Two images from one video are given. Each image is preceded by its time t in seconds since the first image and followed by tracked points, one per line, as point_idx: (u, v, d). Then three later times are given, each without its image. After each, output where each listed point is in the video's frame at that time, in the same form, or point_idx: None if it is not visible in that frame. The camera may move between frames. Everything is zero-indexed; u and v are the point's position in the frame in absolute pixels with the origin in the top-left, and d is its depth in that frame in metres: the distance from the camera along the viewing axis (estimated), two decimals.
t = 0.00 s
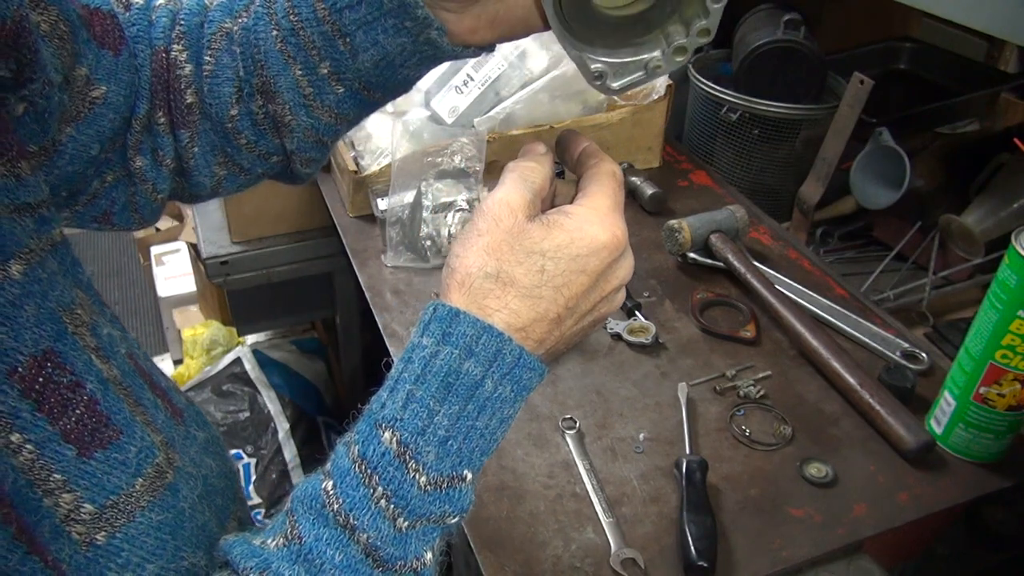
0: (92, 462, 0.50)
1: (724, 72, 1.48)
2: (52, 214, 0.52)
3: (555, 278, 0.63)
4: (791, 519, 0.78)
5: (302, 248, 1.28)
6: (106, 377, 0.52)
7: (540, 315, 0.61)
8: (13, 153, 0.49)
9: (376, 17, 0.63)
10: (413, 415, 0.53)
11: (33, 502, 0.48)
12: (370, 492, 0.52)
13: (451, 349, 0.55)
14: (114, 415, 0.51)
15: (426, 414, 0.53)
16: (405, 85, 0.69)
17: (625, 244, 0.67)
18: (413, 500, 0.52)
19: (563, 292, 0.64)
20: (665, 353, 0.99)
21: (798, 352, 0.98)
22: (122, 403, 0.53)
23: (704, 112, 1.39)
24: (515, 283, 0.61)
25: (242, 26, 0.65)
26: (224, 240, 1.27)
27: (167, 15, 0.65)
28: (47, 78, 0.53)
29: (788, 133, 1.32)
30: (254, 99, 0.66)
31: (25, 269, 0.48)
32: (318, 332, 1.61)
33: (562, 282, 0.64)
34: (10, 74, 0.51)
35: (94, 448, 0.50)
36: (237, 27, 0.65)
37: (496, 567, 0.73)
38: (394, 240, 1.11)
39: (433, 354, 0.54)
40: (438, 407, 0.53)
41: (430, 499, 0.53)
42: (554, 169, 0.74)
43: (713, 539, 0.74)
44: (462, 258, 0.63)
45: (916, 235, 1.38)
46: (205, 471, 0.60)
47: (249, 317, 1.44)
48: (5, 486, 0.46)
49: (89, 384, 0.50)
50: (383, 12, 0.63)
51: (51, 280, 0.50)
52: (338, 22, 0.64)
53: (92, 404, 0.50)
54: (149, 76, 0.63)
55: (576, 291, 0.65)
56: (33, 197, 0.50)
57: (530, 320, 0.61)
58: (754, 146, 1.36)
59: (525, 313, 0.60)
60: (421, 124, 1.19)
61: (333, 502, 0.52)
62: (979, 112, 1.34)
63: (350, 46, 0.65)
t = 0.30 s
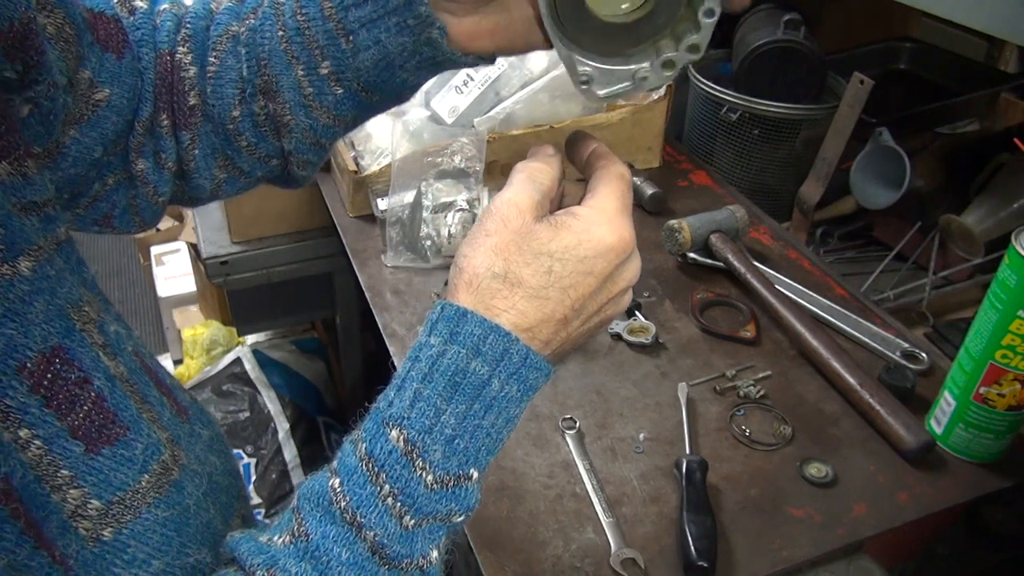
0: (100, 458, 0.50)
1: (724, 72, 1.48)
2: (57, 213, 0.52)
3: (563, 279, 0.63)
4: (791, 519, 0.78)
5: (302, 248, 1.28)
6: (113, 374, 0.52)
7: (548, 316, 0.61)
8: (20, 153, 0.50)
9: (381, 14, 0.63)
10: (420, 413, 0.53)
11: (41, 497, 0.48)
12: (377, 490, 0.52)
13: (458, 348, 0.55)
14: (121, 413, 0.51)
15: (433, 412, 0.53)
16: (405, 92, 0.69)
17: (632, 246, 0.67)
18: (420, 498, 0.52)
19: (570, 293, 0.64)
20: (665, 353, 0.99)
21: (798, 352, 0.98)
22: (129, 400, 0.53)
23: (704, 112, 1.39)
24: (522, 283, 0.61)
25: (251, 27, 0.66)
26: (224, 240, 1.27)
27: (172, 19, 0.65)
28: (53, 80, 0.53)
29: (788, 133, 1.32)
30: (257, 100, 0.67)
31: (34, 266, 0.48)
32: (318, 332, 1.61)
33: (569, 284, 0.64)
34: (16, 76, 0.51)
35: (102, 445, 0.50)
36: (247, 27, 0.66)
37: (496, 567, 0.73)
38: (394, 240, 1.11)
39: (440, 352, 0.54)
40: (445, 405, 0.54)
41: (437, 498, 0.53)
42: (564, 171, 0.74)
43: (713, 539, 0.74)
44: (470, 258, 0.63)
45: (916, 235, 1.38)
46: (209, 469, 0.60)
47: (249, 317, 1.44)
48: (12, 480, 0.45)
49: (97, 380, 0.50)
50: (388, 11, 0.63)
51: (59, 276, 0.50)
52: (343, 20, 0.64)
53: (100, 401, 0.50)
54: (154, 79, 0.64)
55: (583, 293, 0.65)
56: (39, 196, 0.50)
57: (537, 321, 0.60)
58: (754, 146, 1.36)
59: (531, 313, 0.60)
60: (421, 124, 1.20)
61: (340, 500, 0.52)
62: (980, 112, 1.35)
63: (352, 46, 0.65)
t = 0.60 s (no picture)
0: (104, 454, 0.50)
1: (724, 72, 1.48)
2: (62, 213, 0.52)
3: (573, 287, 0.63)
4: (791, 519, 0.78)
5: (302, 248, 1.28)
6: (117, 370, 0.52)
7: (558, 323, 0.61)
8: (26, 153, 0.50)
9: (397, 15, 0.67)
10: (426, 414, 0.53)
11: (45, 492, 0.48)
12: (382, 490, 0.52)
13: (465, 350, 0.55)
14: (125, 409, 0.51)
15: (439, 413, 0.53)
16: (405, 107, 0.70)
17: (646, 259, 0.67)
18: (425, 499, 0.52)
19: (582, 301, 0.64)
20: (665, 353, 0.99)
21: (798, 352, 0.98)
22: (133, 397, 0.52)
23: (704, 112, 1.39)
24: (532, 288, 0.61)
25: (269, 32, 0.68)
26: (224, 240, 1.27)
27: (180, 29, 0.67)
28: (60, 83, 0.54)
29: (788, 133, 1.32)
30: (258, 100, 0.66)
31: (40, 263, 0.48)
32: (318, 332, 1.60)
33: (580, 292, 0.63)
34: (25, 77, 0.52)
35: (106, 441, 0.50)
36: (264, 32, 0.68)
37: (496, 567, 0.73)
38: (394, 240, 1.11)
39: (447, 354, 0.54)
40: (451, 407, 0.53)
41: (441, 499, 0.53)
42: (584, 174, 0.74)
43: (713, 539, 0.74)
44: (481, 260, 0.63)
45: (916, 235, 1.38)
46: (212, 467, 0.60)
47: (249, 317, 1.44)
48: (16, 475, 0.46)
49: (101, 377, 0.50)
50: (405, 12, 0.66)
51: (65, 272, 0.50)
52: (360, 22, 0.67)
53: (104, 397, 0.50)
54: (158, 83, 0.64)
55: (593, 302, 0.64)
56: (44, 195, 0.50)
57: (545, 327, 0.60)
58: (754, 146, 1.36)
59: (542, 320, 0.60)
60: (422, 124, 1.20)
61: (345, 499, 0.52)
62: (980, 112, 1.35)
63: (358, 43, 0.67)
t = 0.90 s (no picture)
0: (103, 451, 0.50)
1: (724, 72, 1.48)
2: (65, 210, 0.52)
3: (581, 295, 0.63)
4: (791, 519, 0.78)
5: (302, 248, 1.28)
6: (118, 368, 0.52)
7: (563, 330, 0.61)
8: (30, 150, 0.50)
9: (402, 15, 0.65)
10: (432, 419, 0.53)
11: (45, 488, 0.48)
12: (386, 493, 0.52)
13: (471, 356, 0.54)
14: (126, 406, 0.51)
15: (444, 419, 0.53)
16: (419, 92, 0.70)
17: (653, 268, 0.67)
18: (428, 503, 0.52)
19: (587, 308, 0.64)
20: (665, 353, 0.99)
21: (798, 352, 0.98)
22: (133, 394, 0.52)
23: (704, 112, 1.39)
24: (539, 295, 0.61)
25: (272, 26, 0.66)
26: (224, 240, 1.27)
27: (181, 18, 0.65)
28: (65, 76, 0.54)
29: (788, 133, 1.32)
30: (271, 95, 0.66)
31: (41, 261, 0.48)
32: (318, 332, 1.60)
33: (587, 300, 0.63)
34: (29, 71, 0.53)
35: (106, 438, 0.50)
36: (266, 26, 0.66)
37: (496, 567, 0.73)
38: (394, 240, 1.11)
39: (454, 359, 0.54)
40: (457, 412, 0.53)
41: (445, 504, 0.53)
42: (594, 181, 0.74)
43: (713, 539, 0.74)
44: (490, 266, 0.63)
45: (916, 235, 1.38)
46: (212, 465, 0.60)
47: (249, 317, 1.44)
48: (17, 470, 0.46)
49: (102, 374, 0.50)
50: (411, 13, 0.65)
51: (67, 271, 0.50)
52: (365, 19, 0.65)
53: (105, 395, 0.50)
54: (165, 76, 0.64)
55: (600, 310, 0.64)
56: (48, 192, 0.50)
57: (551, 335, 0.60)
58: (753, 146, 1.36)
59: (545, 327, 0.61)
60: (422, 124, 1.20)
61: (349, 502, 0.52)
62: (980, 112, 1.35)
63: (369, 43, 0.66)
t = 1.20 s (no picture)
0: (105, 445, 0.49)
1: (724, 72, 1.48)
2: (66, 206, 0.52)
3: (594, 302, 0.63)
4: (791, 519, 0.78)
5: (302, 248, 1.28)
6: (119, 363, 0.52)
7: (574, 337, 0.61)
8: (33, 146, 0.50)
9: (399, 6, 0.66)
10: (441, 423, 0.53)
11: (47, 480, 0.47)
12: (395, 496, 0.52)
13: (483, 360, 0.55)
14: (127, 401, 0.51)
15: (454, 423, 0.53)
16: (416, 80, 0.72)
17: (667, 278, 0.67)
18: (436, 507, 0.52)
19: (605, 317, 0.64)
20: (665, 353, 0.99)
21: (798, 352, 0.98)
22: (134, 389, 0.52)
23: (705, 112, 1.39)
24: (553, 302, 0.61)
25: (269, 16, 0.67)
26: (224, 240, 1.27)
27: (180, 9, 0.66)
28: (67, 70, 0.54)
29: (788, 133, 1.32)
30: (271, 85, 0.67)
31: (44, 257, 0.48)
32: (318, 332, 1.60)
33: (600, 308, 0.63)
34: (33, 65, 0.52)
35: (108, 432, 0.50)
36: (263, 16, 0.67)
37: (496, 567, 0.73)
38: (394, 240, 1.12)
39: (465, 363, 0.55)
40: (466, 416, 0.54)
41: (453, 507, 0.53)
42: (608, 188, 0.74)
43: (713, 539, 0.74)
44: (503, 269, 0.63)
45: (916, 235, 1.38)
46: (213, 460, 0.59)
47: (249, 317, 1.44)
48: (22, 462, 0.46)
49: (104, 368, 0.50)
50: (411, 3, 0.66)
51: (67, 270, 0.50)
52: (363, 9, 0.67)
53: (106, 389, 0.50)
54: (165, 67, 0.64)
55: (612, 318, 0.64)
56: (51, 188, 0.50)
57: (563, 340, 0.61)
58: (753, 146, 1.36)
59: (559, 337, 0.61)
60: (422, 124, 1.20)
61: (357, 503, 0.52)
62: (980, 112, 1.35)
63: (368, 33, 0.67)
